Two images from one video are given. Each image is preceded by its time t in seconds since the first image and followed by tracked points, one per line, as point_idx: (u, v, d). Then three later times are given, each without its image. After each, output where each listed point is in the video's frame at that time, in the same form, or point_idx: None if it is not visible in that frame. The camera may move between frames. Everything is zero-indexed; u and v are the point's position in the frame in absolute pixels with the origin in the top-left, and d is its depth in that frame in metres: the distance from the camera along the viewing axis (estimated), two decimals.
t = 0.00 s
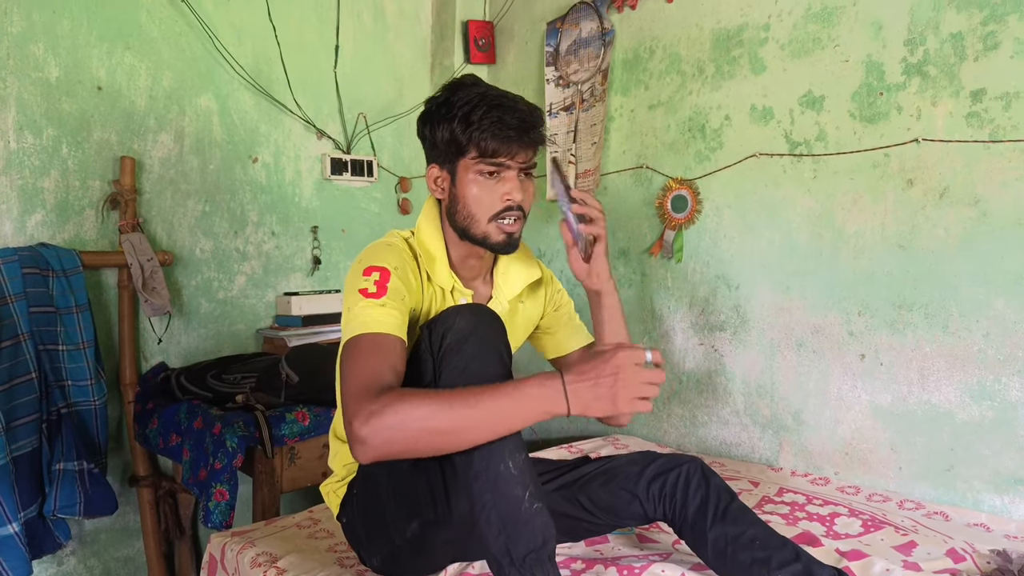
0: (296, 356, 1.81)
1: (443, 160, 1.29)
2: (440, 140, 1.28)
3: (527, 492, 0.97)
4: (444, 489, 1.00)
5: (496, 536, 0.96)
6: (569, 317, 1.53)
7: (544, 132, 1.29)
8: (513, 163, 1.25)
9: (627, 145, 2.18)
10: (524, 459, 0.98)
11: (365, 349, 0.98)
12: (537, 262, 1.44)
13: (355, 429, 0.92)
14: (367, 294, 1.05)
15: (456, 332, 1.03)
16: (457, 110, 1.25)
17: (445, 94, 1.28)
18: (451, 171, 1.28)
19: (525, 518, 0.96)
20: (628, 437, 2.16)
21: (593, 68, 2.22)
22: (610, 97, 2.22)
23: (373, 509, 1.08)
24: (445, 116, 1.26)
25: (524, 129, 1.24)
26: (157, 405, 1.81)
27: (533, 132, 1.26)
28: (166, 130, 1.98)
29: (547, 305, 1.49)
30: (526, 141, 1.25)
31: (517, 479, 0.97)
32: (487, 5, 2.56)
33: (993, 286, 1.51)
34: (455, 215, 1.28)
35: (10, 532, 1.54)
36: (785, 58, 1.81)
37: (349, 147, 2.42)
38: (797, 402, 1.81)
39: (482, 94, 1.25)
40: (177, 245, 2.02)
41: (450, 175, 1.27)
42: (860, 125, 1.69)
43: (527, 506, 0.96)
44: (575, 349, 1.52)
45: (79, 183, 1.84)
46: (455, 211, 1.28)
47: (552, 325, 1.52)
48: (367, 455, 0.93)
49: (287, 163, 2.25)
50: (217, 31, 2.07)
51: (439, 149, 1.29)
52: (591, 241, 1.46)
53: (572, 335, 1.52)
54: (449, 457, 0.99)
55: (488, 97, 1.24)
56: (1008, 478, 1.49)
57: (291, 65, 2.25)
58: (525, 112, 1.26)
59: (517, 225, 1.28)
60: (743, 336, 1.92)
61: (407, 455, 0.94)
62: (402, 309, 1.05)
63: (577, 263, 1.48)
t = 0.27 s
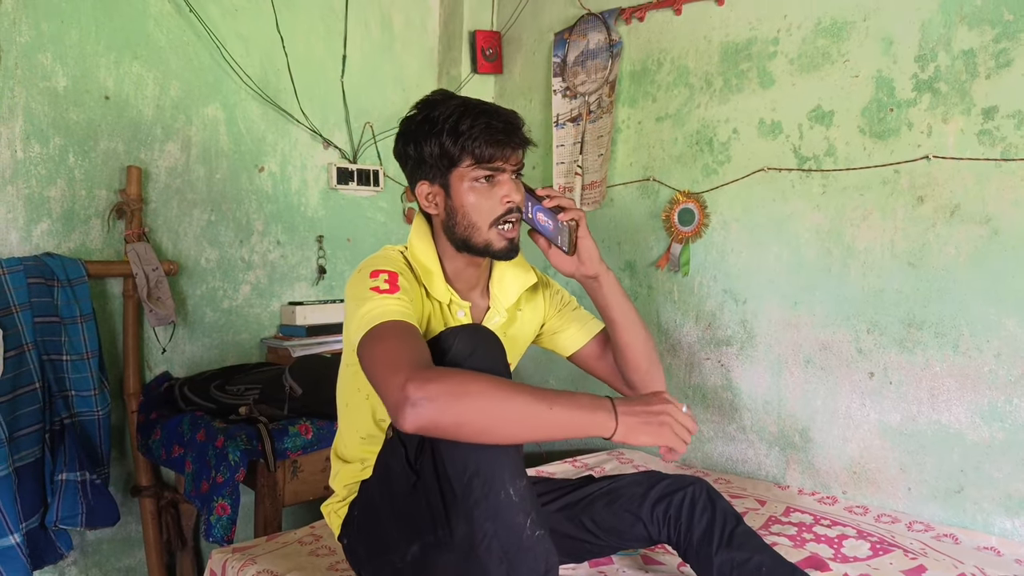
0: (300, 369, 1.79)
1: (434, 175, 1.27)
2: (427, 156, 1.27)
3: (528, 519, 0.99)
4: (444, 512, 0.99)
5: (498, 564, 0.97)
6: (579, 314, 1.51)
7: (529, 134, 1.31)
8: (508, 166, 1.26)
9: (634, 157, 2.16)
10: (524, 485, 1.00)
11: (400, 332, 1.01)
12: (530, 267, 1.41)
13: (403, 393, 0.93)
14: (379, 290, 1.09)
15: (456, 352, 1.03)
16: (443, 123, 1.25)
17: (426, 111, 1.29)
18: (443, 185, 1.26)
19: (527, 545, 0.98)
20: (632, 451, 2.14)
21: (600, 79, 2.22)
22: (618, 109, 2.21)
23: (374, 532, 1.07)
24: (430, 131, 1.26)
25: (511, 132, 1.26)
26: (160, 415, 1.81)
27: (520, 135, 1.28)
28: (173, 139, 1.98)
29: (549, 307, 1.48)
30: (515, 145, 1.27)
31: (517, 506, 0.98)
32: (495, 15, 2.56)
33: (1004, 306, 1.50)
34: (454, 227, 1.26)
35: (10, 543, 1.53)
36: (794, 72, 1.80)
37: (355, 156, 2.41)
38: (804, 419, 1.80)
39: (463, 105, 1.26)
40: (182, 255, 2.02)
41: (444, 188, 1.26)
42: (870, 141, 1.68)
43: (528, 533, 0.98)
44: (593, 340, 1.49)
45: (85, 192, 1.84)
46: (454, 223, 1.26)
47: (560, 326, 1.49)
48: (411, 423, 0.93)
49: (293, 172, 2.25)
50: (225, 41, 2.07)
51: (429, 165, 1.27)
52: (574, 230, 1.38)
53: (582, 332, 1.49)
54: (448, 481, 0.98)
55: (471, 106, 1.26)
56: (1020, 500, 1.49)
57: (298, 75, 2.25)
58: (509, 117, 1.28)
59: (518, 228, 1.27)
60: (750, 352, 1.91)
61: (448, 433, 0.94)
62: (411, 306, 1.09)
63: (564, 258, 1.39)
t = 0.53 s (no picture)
0: (307, 377, 1.81)
1: (425, 185, 1.28)
2: (416, 168, 1.29)
3: (537, 538, 0.96)
4: (452, 527, 0.98)
5: None
6: (585, 303, 1.48)
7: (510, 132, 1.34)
8: (497, 164, 1.28)
9: (645, 165, 2.15)
10: (533, 503, 0.97)
11: (438, 344, 1.00)
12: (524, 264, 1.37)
13: (458, 401, 0.92)
14: (387, 303, 1.06)
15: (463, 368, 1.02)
16: (426, 131, 1.27)
17: (406, 125, 1.31)
18: (436, 192, 1.27)
19: (534, 565, 0.95)
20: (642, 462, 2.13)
21: (611, 86, 2.20)
22: (628, 116, 2.19)
23: (382, 546, 1.07)
24: (414, 142, 1.28)
25: (493, 129, 1.28)
26: (169, 422, 1.81)
27: (502, 133, 1.30)
28: (183, 146, 1.99)
29: (553, 302, 1.44)
30: (499, 142, 1.29)
31: (526, 524, 0.95)
32: (505, 22, 2.56)
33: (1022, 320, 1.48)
34: (453, 233, 1.26)
35: (20, 549, 1.54)
36: (807, 80, 1.78)
37: (365, 163, 2.41)
38: (817, 432, 1.78)
39: (442, 112, 1.29)
40: (192, 261, 2.02)
41: (438, 195, 1.27)
42: (884, 151, 1.66)
43: (536, 553, 0.95)
44: (606, 323, 1.46)
45: (97, 199, 1.84)
46: (453, 229, 1.26)
47: (568, 319, 1.46)
48: (464, 432, 0.91)
49: (303, 179, 2.25)
50: (236, 48, 2.07)
51: (418, 176, 1.29)
52: (568, 222, 1.32)
53: (591, 321, 1.46)
54: (455, 497, 0.98)
55: (450, 111, 1.28)
56: None
57: (308, 81, 2.25)
58: (488, 117, 1.31)
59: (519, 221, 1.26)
60: (762, 362, 1.89)
61: (497, 446, 0.92)
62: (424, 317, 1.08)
63: (559, 254, 1.32)
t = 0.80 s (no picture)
0: (312, 380, 1.80)
1: (422, 187, 1.26)
2: (412, 171, 1.26)
3: (539, 547, 0.96)
4: (456, 536, 0.98)
5: None
6: (586, 298, 1.47)
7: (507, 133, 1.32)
8: (495, 167, 1.26)
9: (653, 169, 2.14)
10: (535, 512, 0.97)
11: (446, 355, 0.99)
12: (522, 266, 1.37)
13: (466, 415, 0.91)
14: (392, 310, 1.05)
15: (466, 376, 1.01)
16: (422, 134, 1.24)
17: (402, 126, 1.28)
18: (433, 195, 1.25)
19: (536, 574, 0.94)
20: (647, 467, 2.12)
21: (619, 90, 2.20)
22: (636, 120, 2.18)
23: (384, 554, 1.06)
24: (410, 145, 1.26)
25: (491, 131, 1.26)
26: (174, 424, 1.81)
27: (500, 135, 1.28)
28: (191, 148, 1.98)
29: (554, 300, 1.43)
30: (497, 145, 1.27)
31: (528, 533, 0.95)
32: (514, 25, 2.56)
33: None
34: (451, 236, 1.24)
35: (24, 549, 1.54)
36: (818, 85, 1.77)
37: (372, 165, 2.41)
38: (824, 439, 1.77)
39: (438, 113, 1.26)
40: (199, 263, 2.02)
41: (435, 198, 1.24)
42: (895, 157, 1.64)
43: (538, 561, 0.95)
44: (609, 316, 1.47)
45: (103, 201, 1.84)
46: (450, 232, 1.24)
47: (571, 316, 1.45)
48: (469, 446, 0.90)
49: (310, 181, 2.24)
50: (244, 50, 2.07)
51: (415, 178, 1.26)
52: (569, 224, 1.31)
53: (594, 316, 1.46)
54: (457, 505, 0.97)
55: (446, 112, 1.26)
56: None
57: (315, 83, 2.25)
58: (484, 119, 1.28)
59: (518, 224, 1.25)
60: (769, 369, 1.88)
61: (501, 463, 0.92)
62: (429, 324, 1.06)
63: (560, 256, 1.32)
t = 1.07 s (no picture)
0: (312, 380, 1.80)
1: (420, 188, 1.25)
2: (411, 171, 1.25)
3: (537, 549, 0.96)
4: (454, 538, 0.98)
5: None
6: (585, 298, 1.47)
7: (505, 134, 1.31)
8: (493, 168, 1.25)
9: (655, 170, 2.14)
10: (533, 514, 0.97)
11: (443, 357, 0.98)
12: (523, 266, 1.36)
13: (462, 420, 0.90)
14: (391, 313, 1.04)
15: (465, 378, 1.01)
16: (421, 134, 1.23)
17: (401, 126, 1.27)
18: (432, 195, 1.24)
19: None
20: (648, 467, 2.12)
21: (621, 89, 2.19)
22: (638, 120, 2.18)
23: (382, 557, 1.06)
24: (409, 145, 1.24)
25: (490, 132, 1.25)
26: (174, 422, 1.80)
27: (498, 136, 1.27)
28: (191, 146, 1.98)
29: (552, 300, 1.43)
30: (496, 146, 1.26)
31: (526, 536, 0.96)
32: (516, 24, 2.56)
33: None
34: (448, 237, 1.23)
35: (23, 548, 1.54)
36: (820, 86, 1.76)
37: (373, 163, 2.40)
38: (826, 441, 1.77)
39: (437, 113, 1.25)
40: (199, 261, 2.01)
41: (433, 199, 1.24)
42: (898, 159, 1.64)
43: (536, 564, 0.96)
44: (607, 317, 1.46)
45: (104, 198, 1.83)
46: (448, 233, 1.23)
47: (570, 316, 1.45)
48: (466, 450, 0.90)
49: (311, 179, 2.24)
50: (245, 47, 2.06)
51: (413, 178, 1.25)
52: (567, 224, 1.30)
53: (593, 316, 1.45)
54: (456, 507, 0.98)
55: (445, 113, 1.25)
56: None
57: (317, 81, 2.24)
58: (483, 119, 1.27)
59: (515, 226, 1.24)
60: (770, 370, 1.88)
61: (498, 466, 0.92)
62: (428, 325, 1.06)
63: (558, 256, 1.32)
